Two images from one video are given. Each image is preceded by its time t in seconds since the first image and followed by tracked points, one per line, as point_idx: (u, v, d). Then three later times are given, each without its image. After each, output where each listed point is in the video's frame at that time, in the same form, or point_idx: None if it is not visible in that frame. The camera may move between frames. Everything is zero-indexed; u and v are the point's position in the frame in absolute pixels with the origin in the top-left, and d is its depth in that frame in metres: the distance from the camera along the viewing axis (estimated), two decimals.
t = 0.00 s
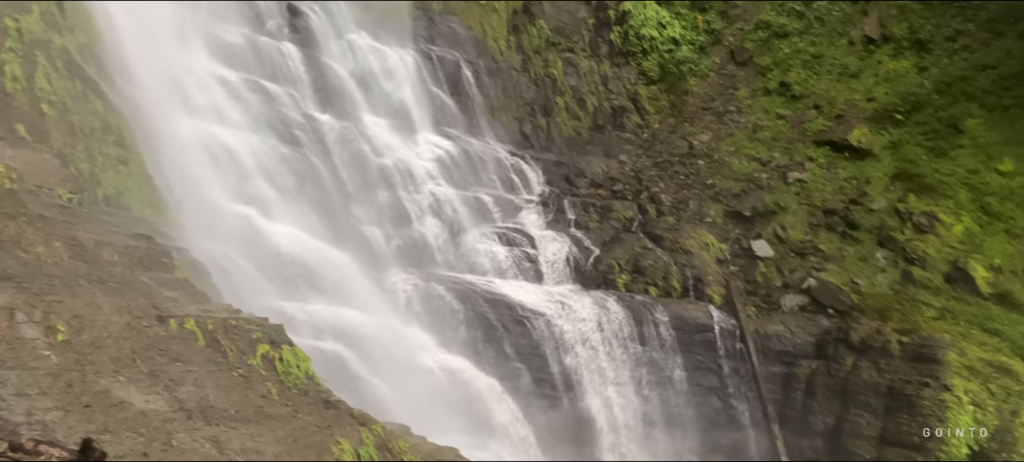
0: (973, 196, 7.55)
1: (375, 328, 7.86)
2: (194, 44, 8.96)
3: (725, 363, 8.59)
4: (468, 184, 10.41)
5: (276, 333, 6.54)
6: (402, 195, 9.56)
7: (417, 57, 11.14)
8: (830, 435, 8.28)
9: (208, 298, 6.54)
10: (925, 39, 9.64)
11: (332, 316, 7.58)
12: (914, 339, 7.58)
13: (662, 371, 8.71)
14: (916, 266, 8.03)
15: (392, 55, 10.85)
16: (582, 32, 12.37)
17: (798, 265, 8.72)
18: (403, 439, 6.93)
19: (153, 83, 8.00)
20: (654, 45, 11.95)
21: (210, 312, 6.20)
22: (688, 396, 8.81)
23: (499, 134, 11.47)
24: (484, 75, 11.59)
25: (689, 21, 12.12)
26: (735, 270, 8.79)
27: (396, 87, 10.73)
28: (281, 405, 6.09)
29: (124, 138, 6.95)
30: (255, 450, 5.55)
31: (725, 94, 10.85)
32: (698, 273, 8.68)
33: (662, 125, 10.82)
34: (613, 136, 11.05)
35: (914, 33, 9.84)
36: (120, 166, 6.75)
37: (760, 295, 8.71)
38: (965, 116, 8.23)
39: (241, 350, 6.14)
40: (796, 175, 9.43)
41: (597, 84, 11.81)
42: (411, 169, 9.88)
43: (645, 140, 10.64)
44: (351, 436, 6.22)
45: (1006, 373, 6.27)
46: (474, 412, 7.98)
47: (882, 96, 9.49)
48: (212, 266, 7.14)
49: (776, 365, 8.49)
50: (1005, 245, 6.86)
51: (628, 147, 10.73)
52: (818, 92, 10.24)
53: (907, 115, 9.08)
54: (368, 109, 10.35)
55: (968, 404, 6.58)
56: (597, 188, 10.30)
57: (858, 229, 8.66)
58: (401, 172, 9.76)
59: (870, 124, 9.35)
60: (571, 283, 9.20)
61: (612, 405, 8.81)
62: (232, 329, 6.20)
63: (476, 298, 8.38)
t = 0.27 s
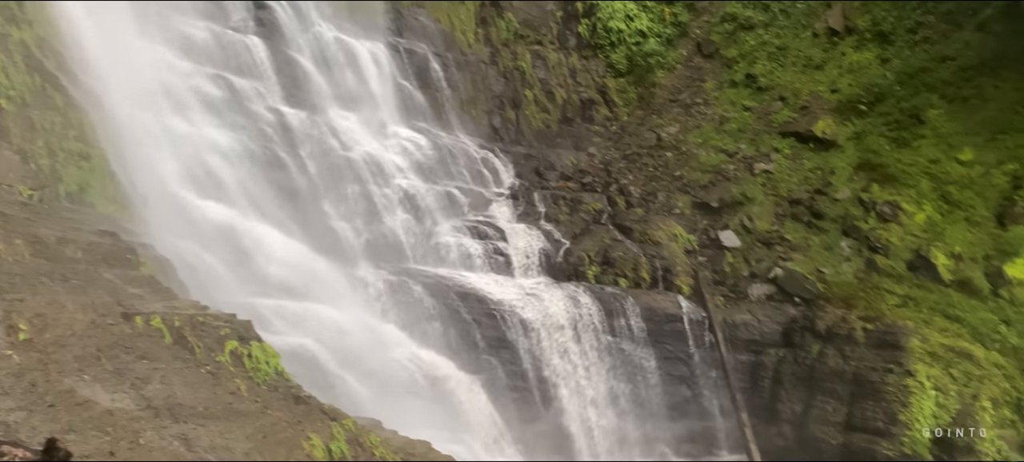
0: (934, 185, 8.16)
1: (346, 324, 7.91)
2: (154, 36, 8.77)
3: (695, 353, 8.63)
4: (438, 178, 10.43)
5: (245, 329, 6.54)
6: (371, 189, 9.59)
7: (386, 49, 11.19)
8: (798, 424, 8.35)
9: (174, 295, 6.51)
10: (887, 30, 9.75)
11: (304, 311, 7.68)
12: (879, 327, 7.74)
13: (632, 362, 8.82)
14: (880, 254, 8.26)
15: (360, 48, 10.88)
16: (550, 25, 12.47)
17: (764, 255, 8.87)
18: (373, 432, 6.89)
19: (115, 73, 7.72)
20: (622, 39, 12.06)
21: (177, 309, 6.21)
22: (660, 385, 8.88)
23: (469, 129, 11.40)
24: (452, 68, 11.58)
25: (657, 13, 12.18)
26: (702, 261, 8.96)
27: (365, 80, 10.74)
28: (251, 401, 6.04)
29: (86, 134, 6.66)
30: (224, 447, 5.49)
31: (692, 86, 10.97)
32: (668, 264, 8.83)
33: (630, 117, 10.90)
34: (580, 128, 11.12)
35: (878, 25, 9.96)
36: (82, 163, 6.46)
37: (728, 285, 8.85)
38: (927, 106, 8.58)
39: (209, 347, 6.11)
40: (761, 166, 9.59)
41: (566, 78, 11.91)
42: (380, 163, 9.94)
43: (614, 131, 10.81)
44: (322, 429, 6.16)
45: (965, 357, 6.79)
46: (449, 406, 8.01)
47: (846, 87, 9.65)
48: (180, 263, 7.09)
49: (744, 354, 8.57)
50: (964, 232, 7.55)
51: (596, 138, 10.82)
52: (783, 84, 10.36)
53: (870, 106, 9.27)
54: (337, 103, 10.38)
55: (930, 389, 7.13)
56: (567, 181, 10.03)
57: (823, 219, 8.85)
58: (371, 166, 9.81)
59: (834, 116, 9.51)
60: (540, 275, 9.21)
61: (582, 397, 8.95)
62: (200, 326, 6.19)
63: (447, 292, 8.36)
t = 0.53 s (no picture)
0: (894, 177, 7.74)
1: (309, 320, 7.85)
2: (108, 35, 8.54)
3: (662, 344, 8.78)
4: (406, 172, 10.45)
5: (209, 327, 6.45)
6: (338, 184, 9.49)
7: (352, 43, 11.07)
8: (762, 410, 8.55)
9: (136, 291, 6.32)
10: (846, 24, 9.83)
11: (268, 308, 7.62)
12: (841, 315, 7.98)
13: (597, 352, 8.91)
14: (841, 244, 8.33)
15: (326, 40, 10.71)
16: (516, 17, 12.76)
17: (729, 246, 8.90)
18: (342, 427, 6.90)
19: (73, 68, 7.45)
20: (586, 31, 12.38)
21: (139, 307, 6.00)
22: (629, 376, 8.97)
23: (434, 121, 11.71)
24: (418, 61, 11.67)
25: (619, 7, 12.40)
26: (668, 252, 8.72)
27: (330, 73, 10.60)
28: (216, 400, 6.06)
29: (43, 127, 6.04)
30: (190, 446, 5.64)
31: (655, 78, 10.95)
32: (634, 256, 8.85)
33: (596, 111, 11.05)
34: (547, 121, 11.67)
35: (838, 18, 10.06)
36: (41, 159, 5.79)
37: (693, 276, 8.79)
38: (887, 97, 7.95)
39: (173, 344, 6.05)
40: (725, 158, 9.48)
41: (532, 70, 12.39)
42: (347, 157, 9.85)
43: (579, 124, 11.18)
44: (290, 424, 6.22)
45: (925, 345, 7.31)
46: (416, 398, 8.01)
47: (808, 79, 9.64)
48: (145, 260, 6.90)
49: (709, 343, 8.72)
50: (921, 221, 7.37)
51: (561, 131, 11.31)
52: (746, 76, 10.51)
53: (831, 98, 9.13)
54: (301, 95, 10.20)
55: (891, 376, 7.64)
56: (535, 175, 10.52)
57: (786, 210, 8.83)
58: (337, 159, 9.71)
59: (796, 107, 9.49)
60: (510, 268, 9.40)
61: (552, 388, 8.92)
62: (163, 324, 6.07)
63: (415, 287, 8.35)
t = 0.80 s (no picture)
0: (853, 167, 8.78)
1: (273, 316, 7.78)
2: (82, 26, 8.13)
3: (628, 336, 8.79)
4: (370, 166, 10.27)
5: (170, 325, 6.37)
6: (300, 179, 9.38)
7: (313, 36, 10.67)
8: (726, 399, 8.53)
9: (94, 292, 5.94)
10: (806, 17, 10.35)
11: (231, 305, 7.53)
12: (801, 305, 8.11)
13: (564, 345, 8.92)
14: (802, 235, 8.70)
15: (287, 32, 10.35)
16: (478, 13, 12.35)
17: (693, 238, 9.14)
18: (309, 425, 6.88)
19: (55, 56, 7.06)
20: (551, 25, 12.24)
21: (98, 307, 5.76)
22: (594, 369, 8.94)
23: (399, 115, 11.29)
24: (381, 54, 11.28)
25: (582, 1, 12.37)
26: (633, 245, 9.36)
27: (291, 66, 10.24)
28: (178, 398, 6.07)
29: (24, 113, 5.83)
30: (151, 446, 5.77)
31: (622, 74, 11.51)
32: (600, 249, 9.19)
33: (561, 104, 11.67)
34: (513, 116, 11.65)
35: (797, 12, 10.46)
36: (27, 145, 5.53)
37: (658, 269, 9.08)
38: (845, 91, 9.36)
39: (134, 344, 5.88)
40: (689, 151, 9.98)
41: (496, 64, 12.04)
42: (309, 152, 9.69)
43: (545, 118, 11.54)
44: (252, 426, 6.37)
45: (885, 334, 7.85)
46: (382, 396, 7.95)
47: (768, 73, 10.20)
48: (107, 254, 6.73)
49: (675, 336, 8.71)
50: (880, 213, 8.44)
51: (528, 126, 11.44)
52: (708, 70, 10.84)
53: (791, 91, 9.87)
54: (261, 89, 9.89)
55: (851, 364, 7.81)
56: (499, 169, 10.70)
57: (747, 202, 9.21)
58: (299, 155, 9.57)
59: (757, 101, 10.00)
60: (477, 263, 9.41)
61: (519, 382, 8.94)
62: (123, 323, 5.88)
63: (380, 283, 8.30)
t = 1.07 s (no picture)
0: (812, 160, 9.13)
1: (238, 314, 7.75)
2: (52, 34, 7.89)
3: (594, 328, 8.87)
4: (332, 161, 10.21)
5: (130, 325, 6.28)
6: (261, 174, 9.24)
7: (273, 30, 10.51)
8: (690, 390, 8.61)
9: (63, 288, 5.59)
10: (765, 13, 10.48)
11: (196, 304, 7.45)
12: (763, 296, 8.30)
13: (530, 338, 8.96)
14: (763, 227, 8.93)
15: (247, 26, 10.18)
16: (442, 7, 11.95)
17: (656, 231, 9.28)
18: (272, 424, 6.90)
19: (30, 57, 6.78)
20: (515, 20, 12.02)
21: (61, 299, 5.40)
22: (558, 361, 9.03)
23: (362, 110, 11.04)
24: (343, 49, 11.11)
25: None
26: (598, 239, 9.46)
27: (251, 61, 10.06)
28: (139, 399, 5.95)
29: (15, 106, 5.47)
30: (112, 448, 5.62)
31: (586, 69, 11.46)
32: (565, 243, 9.30)
33: (526, 99, 11.44)
34: (478, 110, 11.31)
35: (756, 7, 10.59)
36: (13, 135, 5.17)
37: (623, 262, 9.17)
38: (805, 86, 9.60)
39: (93, 345, 5.65)
40: (652, 145, 10.09)
41: (461, 58, 11.66)
42: (270, 147, 9.57)
43: (510, 112, 11.30)
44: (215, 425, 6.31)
45: (844, 324, 8.10)
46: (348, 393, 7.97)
47: (730, 68, 10.33)
48: (83, 248, 6.47)
49: (638, 329, 8.84)
50: (839, 205, 8.80)
51: (493, 120, 11.20)
52: (671, 65, 10.88)
53: (752, 85, 10.06)
54: (220, 83, 9.68)
55: (812, 354, 7.96)
56: (465, 163, 10.60)
57: (710, 195, 9.41)
58: (260, 150, 9.42)
59: (719, 95, 10.15)
60: (443, 259, 9.42)
61: (485, 376, 8.91)
62: (81, 323, 5.57)
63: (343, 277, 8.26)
